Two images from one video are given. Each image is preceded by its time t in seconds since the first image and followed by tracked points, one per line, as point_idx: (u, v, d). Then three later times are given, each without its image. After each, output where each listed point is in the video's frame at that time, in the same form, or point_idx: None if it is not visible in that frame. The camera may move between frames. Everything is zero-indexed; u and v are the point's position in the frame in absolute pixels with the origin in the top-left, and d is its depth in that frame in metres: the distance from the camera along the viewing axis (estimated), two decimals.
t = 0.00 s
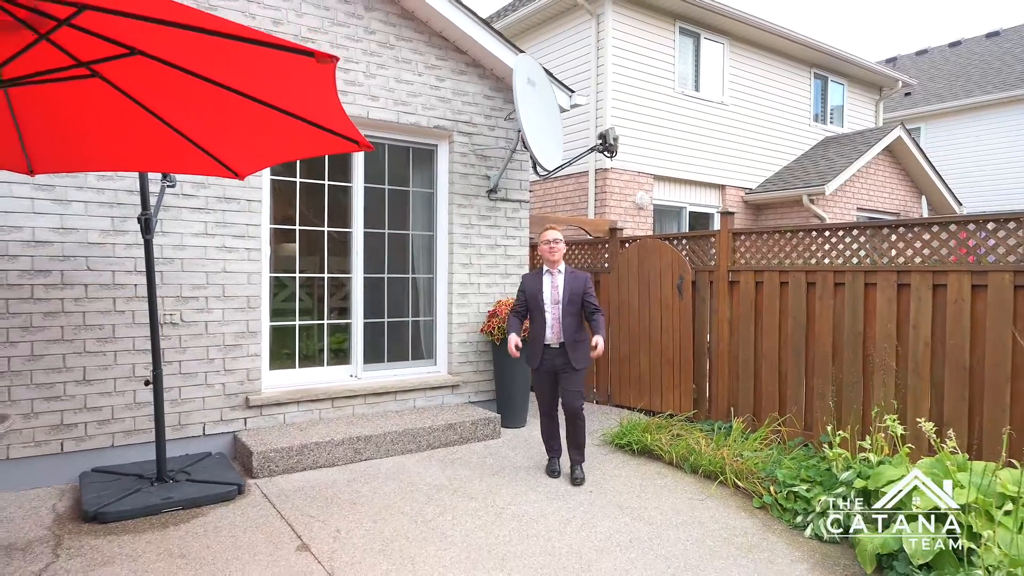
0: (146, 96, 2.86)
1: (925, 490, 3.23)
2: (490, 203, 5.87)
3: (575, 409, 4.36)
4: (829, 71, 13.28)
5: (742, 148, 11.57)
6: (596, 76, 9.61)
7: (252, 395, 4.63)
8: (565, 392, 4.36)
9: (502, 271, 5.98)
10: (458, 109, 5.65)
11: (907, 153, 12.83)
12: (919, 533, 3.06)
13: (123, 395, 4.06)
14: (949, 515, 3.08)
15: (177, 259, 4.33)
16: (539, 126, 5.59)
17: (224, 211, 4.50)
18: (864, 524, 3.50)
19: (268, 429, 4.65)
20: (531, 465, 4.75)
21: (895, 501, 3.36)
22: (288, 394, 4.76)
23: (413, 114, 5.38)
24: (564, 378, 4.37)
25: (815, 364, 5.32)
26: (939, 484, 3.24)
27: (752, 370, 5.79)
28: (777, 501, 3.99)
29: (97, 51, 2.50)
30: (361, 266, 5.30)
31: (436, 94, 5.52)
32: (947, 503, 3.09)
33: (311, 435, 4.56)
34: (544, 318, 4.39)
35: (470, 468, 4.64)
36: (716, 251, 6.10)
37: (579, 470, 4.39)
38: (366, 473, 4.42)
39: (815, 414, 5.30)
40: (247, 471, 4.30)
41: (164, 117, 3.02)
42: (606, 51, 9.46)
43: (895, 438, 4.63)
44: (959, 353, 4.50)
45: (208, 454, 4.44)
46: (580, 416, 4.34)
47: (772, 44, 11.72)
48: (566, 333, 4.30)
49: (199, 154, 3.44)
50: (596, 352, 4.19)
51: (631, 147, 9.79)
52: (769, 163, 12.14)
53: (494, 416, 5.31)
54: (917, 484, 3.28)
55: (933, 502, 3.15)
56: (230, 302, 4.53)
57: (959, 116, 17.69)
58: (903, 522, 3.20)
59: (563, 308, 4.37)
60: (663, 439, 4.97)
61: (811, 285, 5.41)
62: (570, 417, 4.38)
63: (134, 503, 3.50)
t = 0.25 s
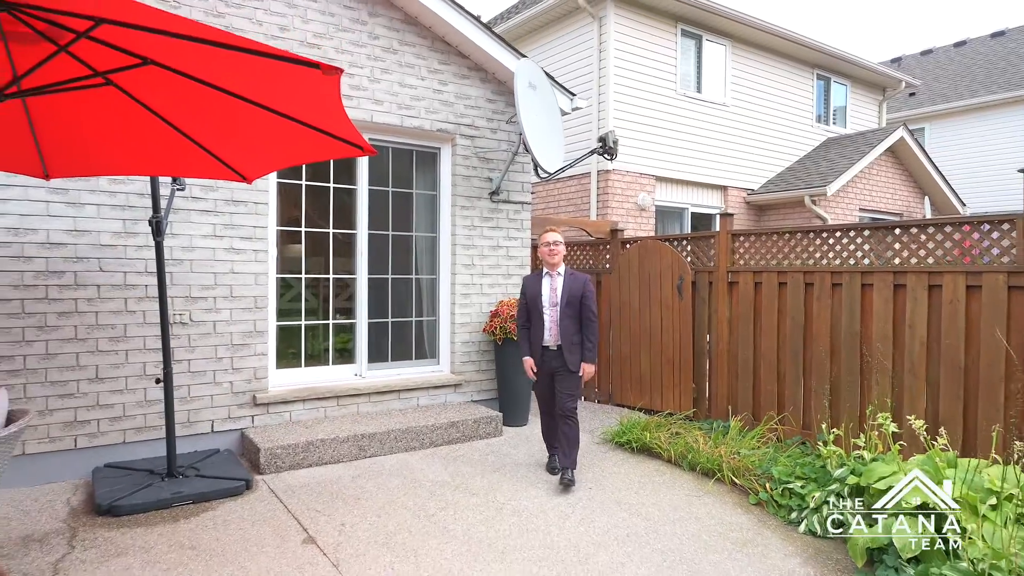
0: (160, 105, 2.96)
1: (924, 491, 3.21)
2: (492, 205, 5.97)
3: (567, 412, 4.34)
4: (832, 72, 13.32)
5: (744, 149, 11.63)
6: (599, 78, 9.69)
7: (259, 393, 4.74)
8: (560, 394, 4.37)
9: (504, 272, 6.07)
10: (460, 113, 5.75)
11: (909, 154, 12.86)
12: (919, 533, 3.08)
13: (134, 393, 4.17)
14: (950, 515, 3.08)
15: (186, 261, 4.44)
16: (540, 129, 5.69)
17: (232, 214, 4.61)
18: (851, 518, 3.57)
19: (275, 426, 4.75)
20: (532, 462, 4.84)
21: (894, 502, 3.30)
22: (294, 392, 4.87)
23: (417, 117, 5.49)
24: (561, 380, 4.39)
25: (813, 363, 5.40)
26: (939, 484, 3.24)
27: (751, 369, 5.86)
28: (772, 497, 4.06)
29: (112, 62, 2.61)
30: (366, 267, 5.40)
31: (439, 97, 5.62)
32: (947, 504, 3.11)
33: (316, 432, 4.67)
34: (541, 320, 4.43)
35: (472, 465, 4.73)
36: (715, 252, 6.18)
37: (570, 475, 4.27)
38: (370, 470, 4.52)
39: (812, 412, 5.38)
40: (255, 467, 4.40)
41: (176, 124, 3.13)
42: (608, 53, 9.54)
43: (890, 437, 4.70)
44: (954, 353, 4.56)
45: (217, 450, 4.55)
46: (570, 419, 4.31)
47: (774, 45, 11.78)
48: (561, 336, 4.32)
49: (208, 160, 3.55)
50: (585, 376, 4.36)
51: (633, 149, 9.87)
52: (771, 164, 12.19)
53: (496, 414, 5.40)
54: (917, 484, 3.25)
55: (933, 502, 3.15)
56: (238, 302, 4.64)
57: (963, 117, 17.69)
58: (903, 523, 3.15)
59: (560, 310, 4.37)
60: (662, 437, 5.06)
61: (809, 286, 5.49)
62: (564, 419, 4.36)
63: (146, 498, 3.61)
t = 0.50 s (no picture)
0: (172, 113, 3.06)
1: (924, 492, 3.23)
2: (494, 206, 6.06)
3: (566, 414, 4.36)
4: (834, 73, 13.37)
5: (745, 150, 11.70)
6: (600, 80, 9.78)
7: (265, 391, 4.84)
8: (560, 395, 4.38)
9: (506, 272, 6.17)
10: (463, 116, 5.84)
11: (911, 155, 12.91)
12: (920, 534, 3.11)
13: (144, 391, 4.28)
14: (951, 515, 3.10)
15: (195, 262, 4.55)
16: (542, 132, 5.78)
17: (240, 216, 4.72)
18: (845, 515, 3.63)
19: (281, 423, 4.86)
20: (533, 459, 4.94)
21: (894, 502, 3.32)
22: (300, 390, 4.97)
23: (420, 121, 5.58)
24: (561, 382, 4.41)
25: (811, 363, 5.47)
26: (937, 481, 3.26)
27: (750, 368, 5.94)
28: (768, 494, 4.14)
29: (127, 72, 2.72)
30: (370, 268, 5.50)
31: (442, 101, 5.71)
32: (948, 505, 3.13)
33: (322, 430, 4.77)
34: (544, 321, 4.46)
35: (474, 462, 4.83)
36: (715, 253, 6.26)
37: (568, 476, 4.31)
38: (374, 466, 4.62)
39: (810, 411, 5.46)
40: (262, 463, 4.51)
41: (186, 131, 3.23)
42: (610, 55, 9.62)
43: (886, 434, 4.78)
44: (949, 352, 4.64)
45: (224, 447, 4.65)
46: (570, 421, 4.33)
47: (776, 47, 11.83)
48: (563, 337, 4.35)
49: (216, 164, 3.65)
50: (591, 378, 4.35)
51: (634, 150, 9.95)
52: (773, 165, 12.25)
53: (497, 412, 5.50)
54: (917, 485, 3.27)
55: (933, 501, 3.18)
56: (246, 302, 4.75)
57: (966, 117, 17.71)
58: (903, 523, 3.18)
59: (563, 311, 4.41)
60: (662, 435, 5.14)
61: (807, 286, 5.56)
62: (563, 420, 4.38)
63: (158, 492, 3.71)
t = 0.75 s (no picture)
0: (183, 120, 3.17)
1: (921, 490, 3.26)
2: (496, 208, 6.16)
3: (571, 414, 4.45)
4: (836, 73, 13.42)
5: (747, 151, 11.77)
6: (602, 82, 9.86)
7: (272, 389, 4.95)
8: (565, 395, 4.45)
9: (507, 273, 6.26)
10: (465, 119, 5.94)
11: (913, 155, 12.94)
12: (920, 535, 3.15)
13: (155, 388, 4.38)
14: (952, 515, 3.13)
15: (204, 263, 4.66)
16: (543, 135, 5.87)
17: (247, 217, 4.83)
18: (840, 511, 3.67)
19: (287, 421, 4.97)
20: (533, 456, 5.03)
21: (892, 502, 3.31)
22: (306, 388, 5.08)
23: (423, 124, 5.68)
24: (566, 382, 4.46)
25: (808, 362, 5.55)
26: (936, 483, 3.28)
27: (748, 368, 6.03)
28: (763, 490, 4.22)
29: (142, 81, 2.82)
30: (374, 268, 5.61)
31: (445, 104, 5.81)
32: (947, 505, 3.16)
33: (327, 427, 4.87)
34: (549, 321, 4.49)
35: (476, 459, 4.93)
36: (714, 254, 6.35)
37: (568, 474, 4.39)
38: (378, 463, 4.73)
39: (807, 409, 5.54)
40: (269, 459, 4.61)
41: (197, 137, 3.33)
42: (612, 57, 9.71)
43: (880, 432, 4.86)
44: (944, 351, 4.72)
45: (232, 443, 4.76)
46: (575, 421, 4.42)
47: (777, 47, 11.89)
48: (568, 337, 4.38)
49: (224, 168, 3.74)
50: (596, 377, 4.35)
51: (635, 151, 10.03)
52: (774, 166, 12.32)
53: (499, 410, 5.60)
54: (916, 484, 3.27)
55: (933, 502, 3.20)
56: (253, 302, 4.86)
57: (968, 117, 17.74)
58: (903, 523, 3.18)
59: (568, 311, 4.45)
60: (660, 433, 5.24)
61: (804, 287, 5.65)
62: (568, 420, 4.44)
63: (169, 486, 3.82)
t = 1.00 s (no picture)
0: (195, 126, 3.27)
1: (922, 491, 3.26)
2: (498, 209, 6.26)
3: (573, 413, 4.52)
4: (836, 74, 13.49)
5: (747, 152, 11.85)
6: (603, 84, 9.96)
7: (278, 387, 5.06)
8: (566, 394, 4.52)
9: (509, 273, 6.36)
10: (468, 122, 6.04)
11: (913, 156, 12.99)
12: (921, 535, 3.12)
13: (165, 386, 4.49)
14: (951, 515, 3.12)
15: (212, 263, 4.76)
16: (544, 138, 5.97)
17: (254, 219, 4.93)
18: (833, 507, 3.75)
19: (293, 418, 5.07)
20: (534, 454, 5.13)
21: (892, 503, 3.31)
22: (311, 386, 5.19)
23: (426, 127, 5.79)
24: (568, 382, 4.53)
25: (806, 362, 5.63)
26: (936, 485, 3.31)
27: (747, 367, 6.11)
28: (760, 487, 4.28)
29: (156, 89, 2.93)
30: (378, 269, 5.71)
31: (447, 107, 5.91)
32: (948, 506, 3.16)
33: (332, 424, 4.98)
34: (552, 321, 4.52)
35: (478, 456, 5.03)
36: (713, 255, 6.43)
37: (568, 470, 4.48)
38: (382, 459, 4.83)
39: (805, 408, 5.62)
40: (276, 456, 4.72)
41: (208, 142, 3.43)
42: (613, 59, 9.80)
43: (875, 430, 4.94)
44: (939, 351, 4.78)
45: (239, 440, 4.87)
46: (577, 420, 4.49)
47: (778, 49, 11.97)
48: (571, 338, 4.43)
49: (233, 171, 3.84)
50: (591, 379, 4.36)
51: (636, 152, 10.12)
52: (774, 167, 12.40)
53: (501, 409, 5.70)
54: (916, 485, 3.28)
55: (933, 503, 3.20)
56: (260, 302, 4.96)
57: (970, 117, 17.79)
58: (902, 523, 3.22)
59: (570, 312, 4.48)
60: (659, 431, 5.33)
61: (801, 288, 5.73)
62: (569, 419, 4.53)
63: (179, 481, 3.93)
